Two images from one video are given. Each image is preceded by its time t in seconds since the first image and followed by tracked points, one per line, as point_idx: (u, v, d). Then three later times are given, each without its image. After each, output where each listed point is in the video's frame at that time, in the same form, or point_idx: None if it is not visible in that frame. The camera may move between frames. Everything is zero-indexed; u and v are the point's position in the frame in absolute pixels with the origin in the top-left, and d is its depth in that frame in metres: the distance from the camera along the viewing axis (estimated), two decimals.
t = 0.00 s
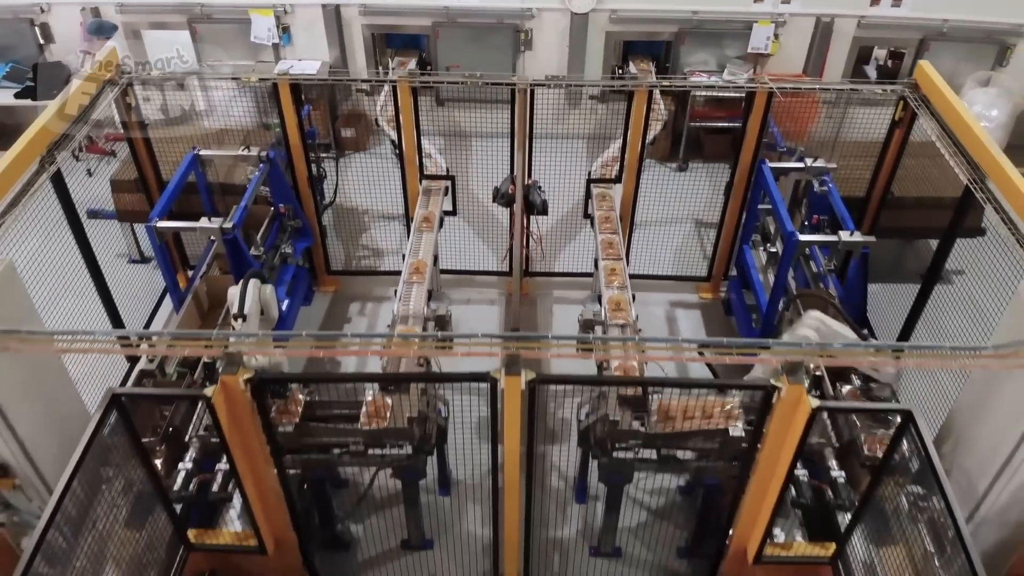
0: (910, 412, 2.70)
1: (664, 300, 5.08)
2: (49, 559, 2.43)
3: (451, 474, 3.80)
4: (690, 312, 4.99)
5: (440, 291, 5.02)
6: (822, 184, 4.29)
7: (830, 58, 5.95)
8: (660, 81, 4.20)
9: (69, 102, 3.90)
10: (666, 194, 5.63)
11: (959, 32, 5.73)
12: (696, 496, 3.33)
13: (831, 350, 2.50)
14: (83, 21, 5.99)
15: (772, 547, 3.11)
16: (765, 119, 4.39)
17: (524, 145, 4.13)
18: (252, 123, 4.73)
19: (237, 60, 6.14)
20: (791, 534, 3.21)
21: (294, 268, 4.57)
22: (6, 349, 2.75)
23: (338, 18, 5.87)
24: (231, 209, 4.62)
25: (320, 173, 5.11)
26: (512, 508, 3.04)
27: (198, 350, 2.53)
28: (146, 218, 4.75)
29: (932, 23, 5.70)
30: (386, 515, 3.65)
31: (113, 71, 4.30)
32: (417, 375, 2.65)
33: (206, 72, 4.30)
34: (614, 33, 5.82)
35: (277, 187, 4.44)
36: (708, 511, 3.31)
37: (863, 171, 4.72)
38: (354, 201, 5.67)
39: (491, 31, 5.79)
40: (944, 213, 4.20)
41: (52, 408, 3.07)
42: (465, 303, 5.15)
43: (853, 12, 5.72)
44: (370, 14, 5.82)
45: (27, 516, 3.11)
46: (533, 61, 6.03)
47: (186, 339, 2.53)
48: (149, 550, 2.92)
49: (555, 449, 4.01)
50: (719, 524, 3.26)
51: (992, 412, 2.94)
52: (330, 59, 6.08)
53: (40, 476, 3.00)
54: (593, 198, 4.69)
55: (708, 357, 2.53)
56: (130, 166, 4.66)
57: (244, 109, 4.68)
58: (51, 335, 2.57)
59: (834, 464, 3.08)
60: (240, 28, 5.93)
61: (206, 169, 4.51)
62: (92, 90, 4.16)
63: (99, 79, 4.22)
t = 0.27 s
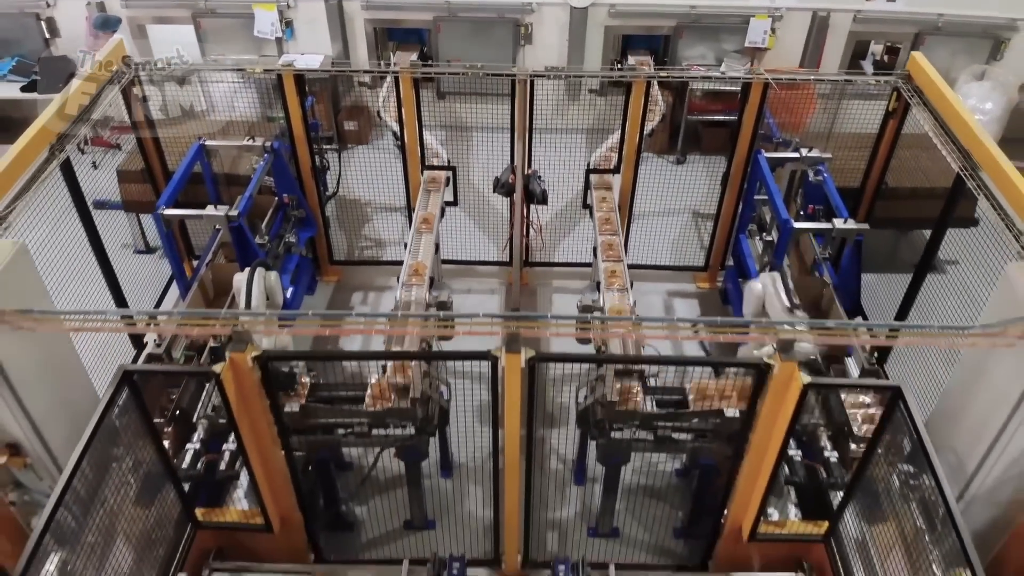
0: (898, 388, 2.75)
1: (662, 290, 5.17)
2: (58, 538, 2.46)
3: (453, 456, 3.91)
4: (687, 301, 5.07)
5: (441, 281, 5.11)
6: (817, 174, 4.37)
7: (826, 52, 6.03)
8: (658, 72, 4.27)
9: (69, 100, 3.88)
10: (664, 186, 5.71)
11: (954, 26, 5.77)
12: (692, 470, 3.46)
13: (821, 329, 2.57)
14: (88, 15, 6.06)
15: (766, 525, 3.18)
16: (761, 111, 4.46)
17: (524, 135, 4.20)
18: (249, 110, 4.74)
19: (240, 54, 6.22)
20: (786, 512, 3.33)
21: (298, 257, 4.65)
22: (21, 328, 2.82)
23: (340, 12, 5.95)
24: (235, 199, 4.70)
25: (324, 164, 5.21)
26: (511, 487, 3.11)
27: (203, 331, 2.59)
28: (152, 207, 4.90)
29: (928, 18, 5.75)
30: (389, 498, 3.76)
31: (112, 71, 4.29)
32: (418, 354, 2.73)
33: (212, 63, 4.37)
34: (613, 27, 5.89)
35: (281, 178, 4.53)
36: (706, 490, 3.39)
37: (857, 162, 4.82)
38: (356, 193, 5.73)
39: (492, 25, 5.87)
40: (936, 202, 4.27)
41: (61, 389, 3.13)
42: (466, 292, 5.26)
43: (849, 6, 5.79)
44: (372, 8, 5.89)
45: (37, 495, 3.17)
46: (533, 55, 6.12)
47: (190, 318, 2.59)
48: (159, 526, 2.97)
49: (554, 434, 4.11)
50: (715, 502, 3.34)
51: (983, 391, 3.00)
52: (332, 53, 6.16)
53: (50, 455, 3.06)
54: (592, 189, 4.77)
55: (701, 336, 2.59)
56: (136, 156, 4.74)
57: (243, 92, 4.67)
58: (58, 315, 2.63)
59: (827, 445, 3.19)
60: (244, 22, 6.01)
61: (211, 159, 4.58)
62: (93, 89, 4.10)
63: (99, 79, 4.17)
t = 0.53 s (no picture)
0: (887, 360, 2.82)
1: (660, 277, 5.26)
2: (71, 511, 2.48)
3: (455, 436, 4.03)
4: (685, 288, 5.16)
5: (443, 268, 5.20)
6: (812, 161, 4.46)
7: (822, 44, 6.12)
8: (656, 61, 4.37)
9: (70, 101, 3.87)
10: (663, 177, 5.82)
11: (947, 18, 5.84)
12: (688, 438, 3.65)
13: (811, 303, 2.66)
14: (96, 9, 6.18)
15: (760, 497, 3.26)
16: (757, 99, 4.56)
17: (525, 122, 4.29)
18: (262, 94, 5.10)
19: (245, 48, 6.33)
20: (779, 485, 3.37)
21: (304, 244, 4.75)
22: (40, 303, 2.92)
23: (343, 6, 6.06)
24: (242, 186, 4.79)
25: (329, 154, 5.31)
26: (513, 461, 3.22)
27: (214, 304, 2.67)
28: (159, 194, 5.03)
29: (922, 10, 5.83)
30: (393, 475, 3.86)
31: (112, 71, 4.26)
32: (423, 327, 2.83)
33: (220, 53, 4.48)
34: (612, 20, 6.00)
35: (287, 165, 4.63)
36: (703, 466, 3.52)
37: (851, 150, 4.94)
38: (359, 183, 5.82)
39: (493, 17, 5.97)
40: (929, 189, 4.36)
41: (75, 366, 3.21)
42: (468, 280, 5.35)
43: None
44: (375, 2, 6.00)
45: (50, 469, 3.25)
46: (534, 47, 6.22)
47: (202, 291, 2.67)
48: (171, 497, 3.03)
49: (553, 414, 4.22)
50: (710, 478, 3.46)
51: (970, 368, 3.10)
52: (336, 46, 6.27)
53: (64, 427, 3.16)
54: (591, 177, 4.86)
55: (696, 309, 2.68)
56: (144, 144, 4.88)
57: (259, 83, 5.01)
58: (72, 289, 2.72)
59: (819, 420, 3.31)
60: (250, 15, 6.12)
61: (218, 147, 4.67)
62: (93, 90, 4.09)
63: (99, 79, 4.15)
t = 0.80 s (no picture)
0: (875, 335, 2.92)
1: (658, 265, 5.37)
2: (85, 483, 2.57)
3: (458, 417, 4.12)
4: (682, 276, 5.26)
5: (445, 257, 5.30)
6: (807, 150, 4.55)
7: (818, 38, 6.21)
8: (654, 52, 4.46)
9: (70, 100, 3.93)
10: (662, 167, 5.91)
11: (942, 12, 5.92)
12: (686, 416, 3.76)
13: (803, 282, 2.74)
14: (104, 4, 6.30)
15: (755, 472, 3.34)
16: (753, 89, 4.65)
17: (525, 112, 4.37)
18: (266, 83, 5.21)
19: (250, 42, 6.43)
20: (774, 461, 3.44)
21: (309, 231, 4.85)
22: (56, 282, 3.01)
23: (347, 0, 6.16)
24: (248, 175, 4.88)
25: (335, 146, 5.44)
26: (514, 437, 3.31)
27: (225, 281, 2.76)
28: (167, 183, 5.18)
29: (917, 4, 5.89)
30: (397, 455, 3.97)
31: (112, 71, 4.33)
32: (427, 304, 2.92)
33: (227, 45, 4.57)
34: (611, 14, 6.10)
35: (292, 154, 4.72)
36: (698, 446, 3.62)
37: (846, 140, 5.05)
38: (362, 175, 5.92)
39: (494, 12, 6.06)
40: (922, 177, 4.44)
41: (88, 346, 3.30)
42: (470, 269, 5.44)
43: None
44: None
45: (63, 446, 3.32)
46: (534, 41, 6.32)
47: (213, 269, 2.77)
48: (181, 471, 3.11)
49: (554, 397, 4.32)
50: (706, 457, 3.56)
51: (958, 345, 3.18)
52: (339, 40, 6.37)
53: (78, 406, 3.24)
54: (591, 167, 4.94)
55: (691, 287, 2.77)
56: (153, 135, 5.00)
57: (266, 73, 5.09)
58: (87, 267, 2.81)
59: (812, 398, 3.44)
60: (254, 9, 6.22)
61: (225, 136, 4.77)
62: (92, 90, 4.15)
63: (99, 79, 4.22)
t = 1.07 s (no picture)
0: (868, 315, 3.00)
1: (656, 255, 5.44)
2: (98, 459, 2.64)
3: (460, 402, 4.23)
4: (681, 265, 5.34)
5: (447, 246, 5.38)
6: (803, 140, 4.63)
7: (815, 31, 6.30)
8: (653, 44, 4.53)
9: (70, 102, 3.89)
10: (662, 159, 5.99)
11: (938, 7, 6.00)
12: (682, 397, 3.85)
13: (798, 264, 2.81)
14: None
15: (751, 452, 3.45)
16: (750, 81, 4.73)
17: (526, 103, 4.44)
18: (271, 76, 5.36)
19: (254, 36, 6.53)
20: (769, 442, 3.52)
21: (313, 221, 4.93)
22: (69, 263, 3.08)
23: None
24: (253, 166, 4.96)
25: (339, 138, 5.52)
26: (516, 417, 3.40)
27: (236, 263, 2.84)
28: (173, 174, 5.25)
29: None
30: (400, 438, 4.07)
31: (112, 72, 4.28)
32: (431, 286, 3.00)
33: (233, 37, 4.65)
34: (611, 9, 6.18)
35: (297, 145, 4.80)
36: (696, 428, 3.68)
37: (841, 132, 5.15)
38: (364, 166, 5.99)
39: (495, 6, 6.15)
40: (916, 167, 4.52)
41: (99, 328, 3.37)
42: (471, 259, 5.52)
43: None
44: None
45: (74, 427, 3.39)
46: (535, 35, 6.41)
47: (222, 251, 2.84)
48: (191, 448, 3.19)
49: (554, 382, 4.42)
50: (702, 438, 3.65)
51: (952, 327, 3.24)
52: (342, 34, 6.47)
53: (89, 387, 3.31)
54: (591, 157, 5.01)
55: (687, 268, 2.85)
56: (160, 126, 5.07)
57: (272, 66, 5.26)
58: (98, 250, 2.88)
59: (807, 380, 3.50)
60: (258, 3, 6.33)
61: (231, 127, 4.85)
62: (92, 90, 4.11)
63: (99, 79, 4.18)
